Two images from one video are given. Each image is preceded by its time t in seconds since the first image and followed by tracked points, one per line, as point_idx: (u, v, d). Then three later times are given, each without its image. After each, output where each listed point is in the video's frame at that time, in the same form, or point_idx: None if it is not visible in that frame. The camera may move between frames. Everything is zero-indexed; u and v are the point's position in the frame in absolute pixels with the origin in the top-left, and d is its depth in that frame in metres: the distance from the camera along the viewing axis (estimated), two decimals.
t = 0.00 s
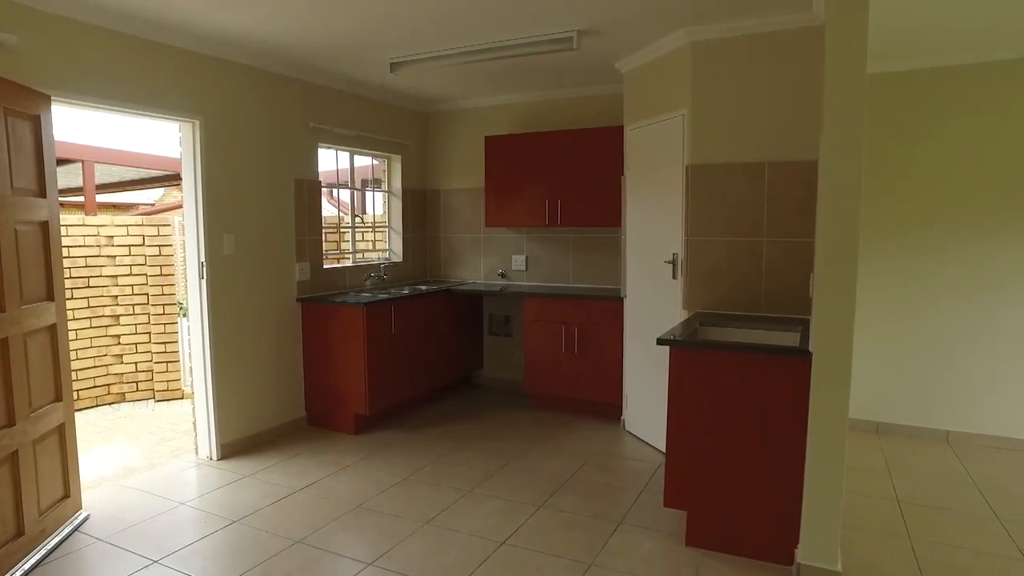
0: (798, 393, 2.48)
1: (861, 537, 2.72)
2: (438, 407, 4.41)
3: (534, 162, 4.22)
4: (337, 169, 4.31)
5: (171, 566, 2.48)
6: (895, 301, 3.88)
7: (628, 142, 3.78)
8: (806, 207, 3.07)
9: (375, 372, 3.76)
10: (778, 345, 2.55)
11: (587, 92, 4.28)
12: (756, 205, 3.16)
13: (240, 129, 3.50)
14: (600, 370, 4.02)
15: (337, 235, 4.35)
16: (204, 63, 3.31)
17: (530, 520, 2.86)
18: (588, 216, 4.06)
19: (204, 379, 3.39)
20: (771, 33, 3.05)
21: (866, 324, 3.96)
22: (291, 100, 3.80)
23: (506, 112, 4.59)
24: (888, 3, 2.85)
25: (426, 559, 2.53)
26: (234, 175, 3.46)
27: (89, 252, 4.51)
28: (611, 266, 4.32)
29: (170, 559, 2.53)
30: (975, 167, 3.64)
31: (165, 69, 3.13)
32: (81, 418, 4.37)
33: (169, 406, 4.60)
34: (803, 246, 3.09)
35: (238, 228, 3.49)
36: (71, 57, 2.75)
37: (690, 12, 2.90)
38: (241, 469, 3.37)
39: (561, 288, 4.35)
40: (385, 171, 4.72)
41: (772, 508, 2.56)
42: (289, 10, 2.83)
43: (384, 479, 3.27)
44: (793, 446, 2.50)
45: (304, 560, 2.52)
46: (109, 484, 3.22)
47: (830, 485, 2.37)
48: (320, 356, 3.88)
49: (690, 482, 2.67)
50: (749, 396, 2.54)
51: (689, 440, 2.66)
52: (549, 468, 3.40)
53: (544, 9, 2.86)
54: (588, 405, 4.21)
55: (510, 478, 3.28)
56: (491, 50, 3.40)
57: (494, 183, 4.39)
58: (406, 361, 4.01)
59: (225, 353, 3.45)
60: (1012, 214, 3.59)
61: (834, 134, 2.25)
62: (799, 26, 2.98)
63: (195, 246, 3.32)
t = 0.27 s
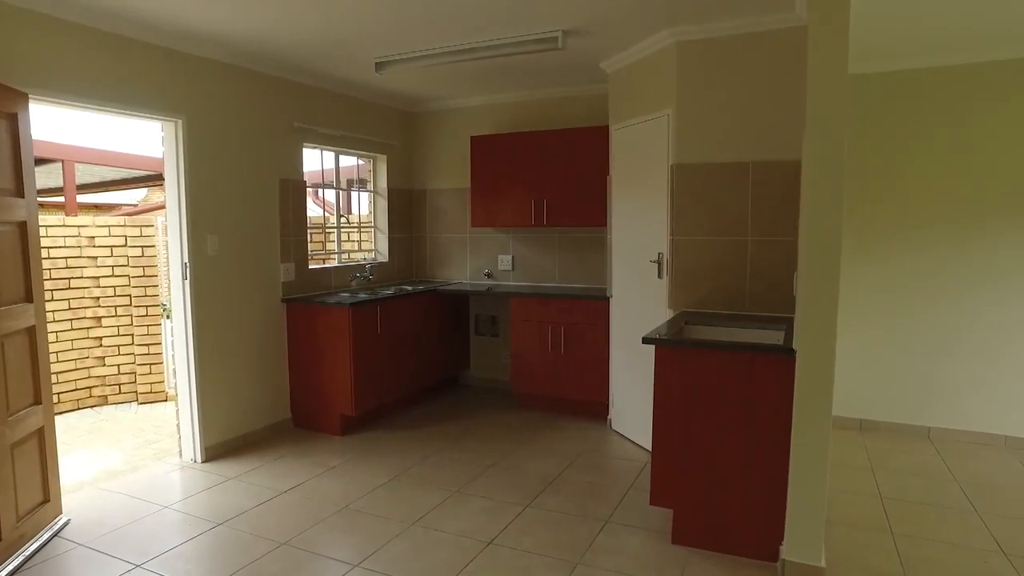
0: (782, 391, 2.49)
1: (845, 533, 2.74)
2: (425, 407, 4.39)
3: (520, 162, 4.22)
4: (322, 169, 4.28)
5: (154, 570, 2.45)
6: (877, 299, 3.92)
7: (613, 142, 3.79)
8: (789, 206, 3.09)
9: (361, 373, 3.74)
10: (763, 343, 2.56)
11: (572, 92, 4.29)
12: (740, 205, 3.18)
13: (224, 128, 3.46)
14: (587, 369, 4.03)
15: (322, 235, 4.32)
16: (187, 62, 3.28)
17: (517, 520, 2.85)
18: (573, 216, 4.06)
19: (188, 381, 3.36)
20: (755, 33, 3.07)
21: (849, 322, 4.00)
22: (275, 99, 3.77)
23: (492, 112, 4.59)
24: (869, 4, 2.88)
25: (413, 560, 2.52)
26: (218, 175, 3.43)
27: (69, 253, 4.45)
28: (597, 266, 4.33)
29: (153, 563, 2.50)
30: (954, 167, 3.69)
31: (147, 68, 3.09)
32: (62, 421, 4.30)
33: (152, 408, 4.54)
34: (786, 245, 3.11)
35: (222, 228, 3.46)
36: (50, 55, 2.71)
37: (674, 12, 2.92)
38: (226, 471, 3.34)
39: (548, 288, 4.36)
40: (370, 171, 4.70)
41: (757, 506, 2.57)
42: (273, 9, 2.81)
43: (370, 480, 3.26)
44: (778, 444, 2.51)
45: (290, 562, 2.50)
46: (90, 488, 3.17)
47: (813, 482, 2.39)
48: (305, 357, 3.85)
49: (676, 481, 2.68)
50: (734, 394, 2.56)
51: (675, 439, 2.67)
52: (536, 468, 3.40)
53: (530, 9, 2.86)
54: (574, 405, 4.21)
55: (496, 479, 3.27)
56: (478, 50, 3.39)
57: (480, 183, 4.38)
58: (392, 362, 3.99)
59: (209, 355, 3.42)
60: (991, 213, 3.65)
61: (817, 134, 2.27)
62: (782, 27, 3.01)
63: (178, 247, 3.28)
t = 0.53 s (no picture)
0: (766, 390, 2.50)
1: (827, 529, 2.77)
2: (410, 408, 4.38)
3: (505, 162, 4.22)
4: (306, 169, 4.26)
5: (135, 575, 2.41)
6: (858, 298, 3.97)
7: (597, 142, 3.80)
8: (772, 206, 3.12)
9: (345, 373, 3.72)
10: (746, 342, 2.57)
11: (557, 92, 4.30)
12: (723, 205, 3.20)
13: (206, 127, 3.43)
14: (572, 369, 4.04)
15: (307, 235, 4.29)
16: (169, 60, 3.24)
17: (503, 520, 2.85)
18: (558, 216, 4.07)
19: (170, 383, 3.32)
20: (737, 34, 3.09)
21: (831, 320, 4.05)
22: (259, 99, 3.74)
23: (477, 112, 4.58)
24: (849, 6, 2.92)
25: (399, 561, 2.51)
26: (200, 174, 3.39)
27: (48, 255, 4.38)
28: (583, 266, 4.34)
29: (135, 568, 2.47)
30: (933, 167, 3.75)
31: (128, 66, 3.05)
32: (41, 425, 4.24)
33: (134, 411, 4.49)
34: (768, 244, 3.14)
35: (204, 228, 3.42)
36: (28, 53, 2.66)
37: (658, 13, 2.93)
38: (209, 474, 3.31)
39: (533, 288, 4.36)
40: (354, 171, 4.68)
41: (742, 504, 2.58)
42: (257, 8, 2.79)
43: (356, 481, 3.24)
44: (762, 442, 2.52)
45: (274, 565, 2.48)
46: (70, 493, 3.12)
47: (796, 479, 2.41)
48: (290, 358, 3.83)
49: (661, 480, 2.69)
50: (718, 393, 2.57)
51: (660, 438, 2.68)
52: (522, 468, 3.41)
53: (514, 8, 2.86)
54: (560, 404, 4.22)
55: (482, 479, 3.27)
56: (463, 49, 3.39)
57: (465, 183, 4.37)
58: (377, 362, 3.98)
59: (191, 356, 3.38)
60: (969, 212, 3.71)
61: (798, 134, 2.29)
62: (764, 29, 3.04)
63: (159, 247, 3.24)
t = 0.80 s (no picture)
0: (747, 388, 2.52)
1: (808, 524, 2.80)
2: (395, 408, 4.37)
3: (490, 162, 4.21)
4: (289, 169, 4.23)
5: None
6: (839, 296, 4.01)
7: (581, 142, 3.81)
8: (754, 205, 3.15)
9: (329, 374, 3.70)
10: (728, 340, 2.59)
11: (541, 92, 4.30)
12: (706, 204, 3.22)
13: (187, 126, 3.39)
14: (556, 368, 4.05)
15: (290, 235, 4.26)
16: (149, 58, 3.20)
17: (488, 520, 2.85)
18: (543, 215, 4.08)
19: (151, 385, 3.28)
20: (719, 35, 3.12)
21: (812, 318, 4.09)
22: (241, 98, 3.71)
23: (461, 112, 4.58)
24: (829, 8, 2.95)
25: (384, 562, 2.50)
26: (181, 174, 3.36)
27: (25, 255, 4.31)
28: (567, 265, 4.35)
29: (115, 573, 2.44)
30: (912, 166, 3.80)
31: (106, 65, 3.01)
32: (19, 429, 4.18)
33: (115, 414, 4.44)
34: (750, 243, 3.17)
35: (186, 229, 3.39)
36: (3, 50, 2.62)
37: (641, 13, 2.94)
38: (192, 477, 3.28)
39: (518, 288, 4.36)
40: (338, 171, 4.65)
41: (726, 502, 2.60)
42: (238, 6, 2.77)
43: (340, 482, 3.23)
44: (744, 440, 2.54)
45: (257, 567, 2.46)
46: (48, 498, 3.08)
47: (778, 475, 2.43)
48: (273, 359, 3.80)
49: (646, 478, 2.70)
50: (701, 391, 2.58)
51: (644, 436, 2.69)
52: (507, 467, 3.41)
53: (498, 8, 2.86)
54: (545, 404, 4.23)
55: (467, 479, 3.27)
56: (446, 48, 3.38)
57: (450, 183, 4.37)
58: (361, 363, 3.96)
59: (173, 358, 3.35)
60: (947, 211, 3.77)
61: (779, 134, 2.32)
62: (746, 29, 3.06)
63: (140, 247, 3.20)
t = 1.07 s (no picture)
0: (728, 385, 2.54)
1: (789, 520, 2.83)
2: (379, 409, 4.35)
3: (473, 161, 4.21)
4: (271, 169, 4.19)
5: None
6: (819, 294, 4.06)
7: (564, 141, 3.81)
8: (734, 204, 3.17)
9: (312, 375, 3.68)
10: (709, 339, 2.61)
11: (523, 91, 4.31)
12: (687, 203, 3.24)
13: (166, 125, 3.35)
14: (540, 367, 4.06)
15: (272, 236, 4.23)
16: (127, 56, 3.15)
17: (472, 520, 2.85)
18: (526, 215, 4.08)
19: (131, 388, 3.24)
20: (700, 35, 3.14)
21: (792, 315, 4.14)
22: (221, 96, 3.67)
23: (444, 111, 4.57)
24: (808, 9, 2.98)
25: (368, 563, 2.49)
26: (160, 174, 3.31)
27: None
28: (550, 264, 4.36)
29: None
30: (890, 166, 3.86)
31: (83, 62, 2.96)
32: None
33: (93, 418, 4.37)
34: (731, 242, 3.20)
35: (165, 229, 3.35)
36: None
37: (623, 13, 2.96)
38: (173, 480, 3.24)
39: (502, 287, 4.36)
40: (320, 170, 4.62)
41: (709, 499, 2.61)
42: (218, 3, 2.74)
43: (324, 483, 3.20)
44: (726, 437, 2.56)
45: (239, 570, 2.44)
46: (25, 504, 3.03)
47: (760, 472, 2.45)
48: (256, 360, 3.77)
49: (630, 476, 2.71)
50: (683, 389, 2.60)
51: (627, 435, 2.70)
52: (491, 466, 3.41)
53: (480, 6, 2.85)
54: (529, 403, 4.23)
55: (451, 479, 3.26)
56: (429, 47, 3.37)
57: (433, 183, 4.36)
58: (344, 363, 3.94)
59: (153, 360, 3.30)
60: (924, 210, 3.82)
61: (759, 133, 2.34)
62: (727, 30, 3.09)
63: (117, 249, 3.15)
